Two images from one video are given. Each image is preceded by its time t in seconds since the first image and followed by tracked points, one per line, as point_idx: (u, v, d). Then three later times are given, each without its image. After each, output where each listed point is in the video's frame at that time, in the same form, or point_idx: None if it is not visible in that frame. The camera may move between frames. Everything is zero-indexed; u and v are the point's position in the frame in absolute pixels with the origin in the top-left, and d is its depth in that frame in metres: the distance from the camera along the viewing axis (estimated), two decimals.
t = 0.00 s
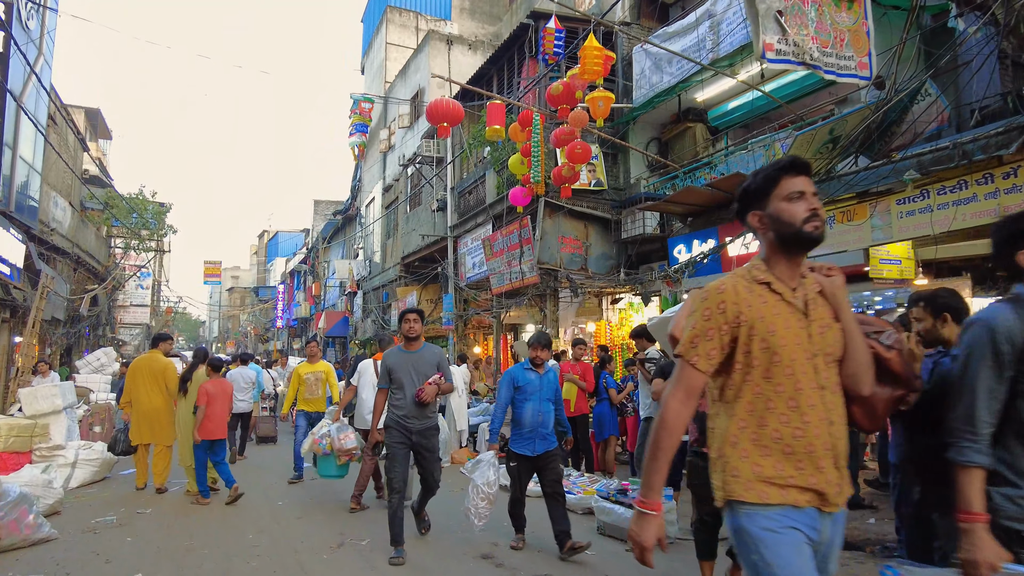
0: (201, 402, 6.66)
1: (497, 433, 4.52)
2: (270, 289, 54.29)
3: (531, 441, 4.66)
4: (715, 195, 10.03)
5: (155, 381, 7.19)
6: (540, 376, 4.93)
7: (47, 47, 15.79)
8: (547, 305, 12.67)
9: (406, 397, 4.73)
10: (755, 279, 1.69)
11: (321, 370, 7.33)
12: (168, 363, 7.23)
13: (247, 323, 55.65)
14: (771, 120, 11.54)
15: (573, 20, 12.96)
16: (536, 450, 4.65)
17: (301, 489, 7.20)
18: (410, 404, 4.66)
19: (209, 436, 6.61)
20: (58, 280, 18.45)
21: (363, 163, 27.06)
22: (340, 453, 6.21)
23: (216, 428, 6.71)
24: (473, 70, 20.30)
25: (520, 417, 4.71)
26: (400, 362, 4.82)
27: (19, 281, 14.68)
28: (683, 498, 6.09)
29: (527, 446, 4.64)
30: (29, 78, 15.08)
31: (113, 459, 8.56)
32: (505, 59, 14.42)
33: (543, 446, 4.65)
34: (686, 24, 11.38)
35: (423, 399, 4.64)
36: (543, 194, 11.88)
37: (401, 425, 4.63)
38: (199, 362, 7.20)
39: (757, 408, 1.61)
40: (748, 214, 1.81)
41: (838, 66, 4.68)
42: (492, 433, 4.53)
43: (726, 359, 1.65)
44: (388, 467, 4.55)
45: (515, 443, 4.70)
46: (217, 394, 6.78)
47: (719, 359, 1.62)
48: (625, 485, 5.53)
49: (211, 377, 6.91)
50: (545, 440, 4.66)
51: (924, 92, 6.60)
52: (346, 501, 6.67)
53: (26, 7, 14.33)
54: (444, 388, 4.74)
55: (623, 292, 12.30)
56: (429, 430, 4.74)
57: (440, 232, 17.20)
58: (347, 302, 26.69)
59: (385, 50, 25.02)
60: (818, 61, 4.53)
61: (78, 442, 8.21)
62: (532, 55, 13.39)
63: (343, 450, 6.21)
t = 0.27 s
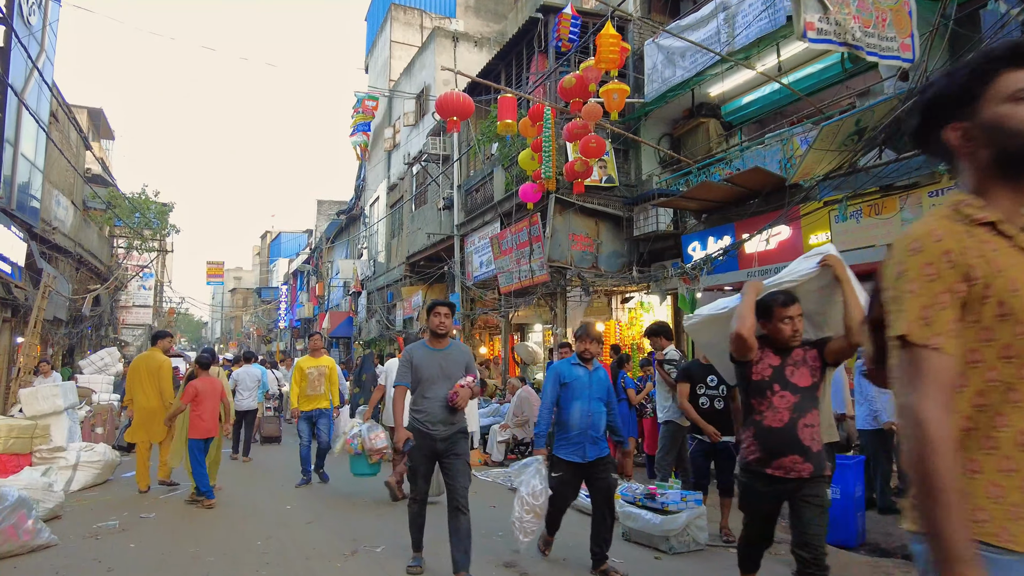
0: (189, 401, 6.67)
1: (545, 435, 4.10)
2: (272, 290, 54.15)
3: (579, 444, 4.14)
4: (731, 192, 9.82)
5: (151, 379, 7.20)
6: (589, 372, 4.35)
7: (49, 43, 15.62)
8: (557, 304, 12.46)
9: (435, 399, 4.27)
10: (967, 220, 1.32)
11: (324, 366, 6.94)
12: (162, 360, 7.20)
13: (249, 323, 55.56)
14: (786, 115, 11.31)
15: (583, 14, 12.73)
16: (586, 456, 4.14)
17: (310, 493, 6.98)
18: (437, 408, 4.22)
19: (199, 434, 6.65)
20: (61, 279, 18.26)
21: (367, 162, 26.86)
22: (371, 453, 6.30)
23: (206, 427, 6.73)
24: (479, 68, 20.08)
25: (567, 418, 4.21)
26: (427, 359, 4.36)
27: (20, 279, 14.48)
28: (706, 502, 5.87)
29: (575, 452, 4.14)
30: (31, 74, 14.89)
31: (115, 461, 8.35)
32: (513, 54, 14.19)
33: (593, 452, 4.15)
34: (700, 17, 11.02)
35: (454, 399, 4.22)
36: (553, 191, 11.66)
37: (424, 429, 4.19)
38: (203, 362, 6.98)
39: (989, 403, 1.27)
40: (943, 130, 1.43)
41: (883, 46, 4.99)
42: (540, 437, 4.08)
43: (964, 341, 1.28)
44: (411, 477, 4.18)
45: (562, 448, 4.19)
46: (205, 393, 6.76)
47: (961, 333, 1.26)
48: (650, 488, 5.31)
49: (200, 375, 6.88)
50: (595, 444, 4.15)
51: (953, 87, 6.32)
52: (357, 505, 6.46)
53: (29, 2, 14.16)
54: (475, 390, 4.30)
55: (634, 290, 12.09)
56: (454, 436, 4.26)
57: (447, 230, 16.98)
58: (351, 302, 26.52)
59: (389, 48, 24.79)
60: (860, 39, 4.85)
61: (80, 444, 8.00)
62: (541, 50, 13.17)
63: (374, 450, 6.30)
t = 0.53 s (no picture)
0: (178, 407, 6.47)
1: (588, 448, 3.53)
2: (274, 291, 53.97)
3: (629, 458, 3.57)
4: (747, 191, 9.61)
5: (147, 378, 7.00)
6: (635, 375, 3.75)
7: (51, 40, 15.43)
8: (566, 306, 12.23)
9: (481, 405, 3.69)
10: None
11: (334, 375, 6.61)
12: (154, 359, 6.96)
13: (251, 325, 55.39)
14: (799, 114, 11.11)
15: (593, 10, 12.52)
16: (635, 471, 3.58)
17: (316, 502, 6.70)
18: (481, 419, 3.65)
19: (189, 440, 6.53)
20: (61, 280, 18.05)
21: (371, 163, 26.68)
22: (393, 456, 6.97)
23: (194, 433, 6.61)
24: (484, 67, 19.87)
25: (614, 426, 3.62)
26: (466, 360, 3.72)
27: (20, 279, 14.27)
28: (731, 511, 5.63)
29: (621, 466, 3.57)
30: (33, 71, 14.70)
31: (115, 466, 8.10)
32: (521, 52, 13.99)
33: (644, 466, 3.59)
34: (713, 13, 10.81)
35: (499, 405, 3.64)
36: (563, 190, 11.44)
37: (469, 444, 3.63)
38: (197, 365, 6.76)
39: None
40: None
41: (926, 32, 5.48)
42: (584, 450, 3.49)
43: None
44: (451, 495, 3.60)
45: (608, 463, 3.61)
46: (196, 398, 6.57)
47: None
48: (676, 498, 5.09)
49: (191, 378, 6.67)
50: (645, 457, 3.59)
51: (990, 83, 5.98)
52: (366, 514, 6.21)
53: None
54: (525, 398, 3.73)
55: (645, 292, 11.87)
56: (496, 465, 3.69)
57: (453, 231, 16.73)
58: (354, 303, 26.32)
59: (393, 47, 24.58)
60: (903, 26, 5.35)
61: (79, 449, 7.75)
62: (550, 47, 12.96)
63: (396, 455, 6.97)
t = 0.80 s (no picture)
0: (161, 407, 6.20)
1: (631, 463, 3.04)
2: (275, 291, 53.76)
3: (679, 468, 3.07)
4: (761, 185, 9.39)
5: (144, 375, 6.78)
6: (679, 372, 3.24)
7: (49, 35, 15.20)
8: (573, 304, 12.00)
9: (527, 402, 3.12)
10: None
11: (347, 368, 6.22)
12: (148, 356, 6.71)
13: (252, 325, 55.22)
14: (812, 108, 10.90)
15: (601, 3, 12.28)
16: (689, 483, 3.07)
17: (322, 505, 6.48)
18: (529, 417, 3.08)
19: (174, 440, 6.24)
20: (60, 278, 17.83)
21: (373, 161, 26.45)
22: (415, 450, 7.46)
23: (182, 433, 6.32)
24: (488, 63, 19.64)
25: (660, 432, 3.13)
26: (507, 350, 3.17)
27: (18, 277, 14.04)
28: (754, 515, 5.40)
29: (674, 479, 3.07)
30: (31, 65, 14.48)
31: (114, 468, 7.86)
32: (528, 45, 13.77)
33: (699, 477, 3.08)
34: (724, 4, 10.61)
35: (548, 402, 3.08)
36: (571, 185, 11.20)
37: (517, 448, 3.05)
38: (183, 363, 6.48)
39: None
40: None
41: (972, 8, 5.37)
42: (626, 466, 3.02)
43: None
44: (499, 512, 2.99)
45: (655, 474, 3.11)
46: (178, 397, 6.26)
47: None
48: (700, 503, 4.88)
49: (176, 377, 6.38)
50: (699, 466, 3.08)
51: (1021, 66, 5.61)
52: (373, 517, 5.99)
53: None
54: (578, 392, 3.17)
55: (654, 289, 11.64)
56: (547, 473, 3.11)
57: (457, 228, 16.50)
58: (356, 302, 26.10)
59: (396, 44, 24.32)
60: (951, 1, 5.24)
61: (77, 451, 7.52)
62: (557, 41, 12.74)
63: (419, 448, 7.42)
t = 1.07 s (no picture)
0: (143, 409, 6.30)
1: (682, 478, 2.72)
2: (276, 292, 53.60)
3: (737, 492, 2.74)
4: (775, 181, 9.17)
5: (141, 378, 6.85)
6: (746, 372, 2.87)
7: (48, 30, 14.96)
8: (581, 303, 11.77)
9: (596, 425, 2.49)
10: None
11: (359, 374, 5.92)
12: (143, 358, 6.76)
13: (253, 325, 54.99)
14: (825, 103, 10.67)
15: None
16: (752, 508, 2.71)
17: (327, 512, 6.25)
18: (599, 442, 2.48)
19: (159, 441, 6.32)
20: (60, 278, 17.62)
21: (375, 159, 26.21)
22: (441, 454, 7.23)
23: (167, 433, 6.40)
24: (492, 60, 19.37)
25: (718, 440, 2.79)
26: (567, 359, 2.53)
27: (15, 277, 13.82)
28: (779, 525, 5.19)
29: (733, 500, 2.74)
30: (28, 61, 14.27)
31: (112, 472, 7.63)
32: (533, 40, 13.54)
33: (765, 501, 2.70)
34: None
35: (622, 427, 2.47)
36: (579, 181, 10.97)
37: (586, 482, 2.46)
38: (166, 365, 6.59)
39: None
40: None
41: None
42: (675, 478, 2.71)
43: None
44: (576, 564, 2.39)
45: (714, 496, 2.80)
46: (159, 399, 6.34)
47: None
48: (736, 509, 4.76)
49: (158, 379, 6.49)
50: (765, 486, 2.71)
51: None
52: (380, 525, 5.74)
53: None
54: (655, 411, 2.55)
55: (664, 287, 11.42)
56: (620, 512, 2.55)
57: (461, 226, 16.25)
58: (359, 302, 25.87)
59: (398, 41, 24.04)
60: None
61: (74, 455, 7.29)
62: (564, 34, 12.50)
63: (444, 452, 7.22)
